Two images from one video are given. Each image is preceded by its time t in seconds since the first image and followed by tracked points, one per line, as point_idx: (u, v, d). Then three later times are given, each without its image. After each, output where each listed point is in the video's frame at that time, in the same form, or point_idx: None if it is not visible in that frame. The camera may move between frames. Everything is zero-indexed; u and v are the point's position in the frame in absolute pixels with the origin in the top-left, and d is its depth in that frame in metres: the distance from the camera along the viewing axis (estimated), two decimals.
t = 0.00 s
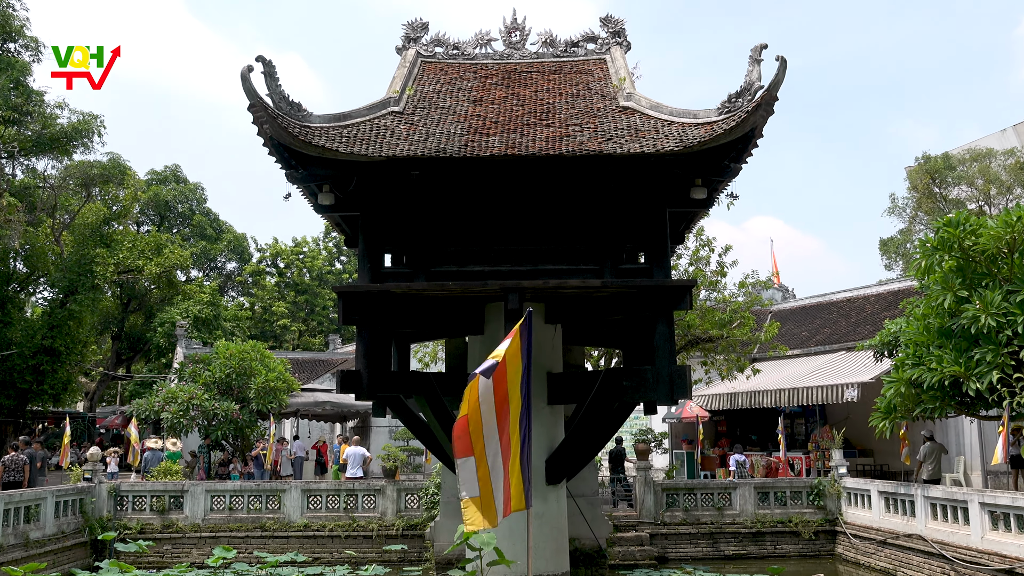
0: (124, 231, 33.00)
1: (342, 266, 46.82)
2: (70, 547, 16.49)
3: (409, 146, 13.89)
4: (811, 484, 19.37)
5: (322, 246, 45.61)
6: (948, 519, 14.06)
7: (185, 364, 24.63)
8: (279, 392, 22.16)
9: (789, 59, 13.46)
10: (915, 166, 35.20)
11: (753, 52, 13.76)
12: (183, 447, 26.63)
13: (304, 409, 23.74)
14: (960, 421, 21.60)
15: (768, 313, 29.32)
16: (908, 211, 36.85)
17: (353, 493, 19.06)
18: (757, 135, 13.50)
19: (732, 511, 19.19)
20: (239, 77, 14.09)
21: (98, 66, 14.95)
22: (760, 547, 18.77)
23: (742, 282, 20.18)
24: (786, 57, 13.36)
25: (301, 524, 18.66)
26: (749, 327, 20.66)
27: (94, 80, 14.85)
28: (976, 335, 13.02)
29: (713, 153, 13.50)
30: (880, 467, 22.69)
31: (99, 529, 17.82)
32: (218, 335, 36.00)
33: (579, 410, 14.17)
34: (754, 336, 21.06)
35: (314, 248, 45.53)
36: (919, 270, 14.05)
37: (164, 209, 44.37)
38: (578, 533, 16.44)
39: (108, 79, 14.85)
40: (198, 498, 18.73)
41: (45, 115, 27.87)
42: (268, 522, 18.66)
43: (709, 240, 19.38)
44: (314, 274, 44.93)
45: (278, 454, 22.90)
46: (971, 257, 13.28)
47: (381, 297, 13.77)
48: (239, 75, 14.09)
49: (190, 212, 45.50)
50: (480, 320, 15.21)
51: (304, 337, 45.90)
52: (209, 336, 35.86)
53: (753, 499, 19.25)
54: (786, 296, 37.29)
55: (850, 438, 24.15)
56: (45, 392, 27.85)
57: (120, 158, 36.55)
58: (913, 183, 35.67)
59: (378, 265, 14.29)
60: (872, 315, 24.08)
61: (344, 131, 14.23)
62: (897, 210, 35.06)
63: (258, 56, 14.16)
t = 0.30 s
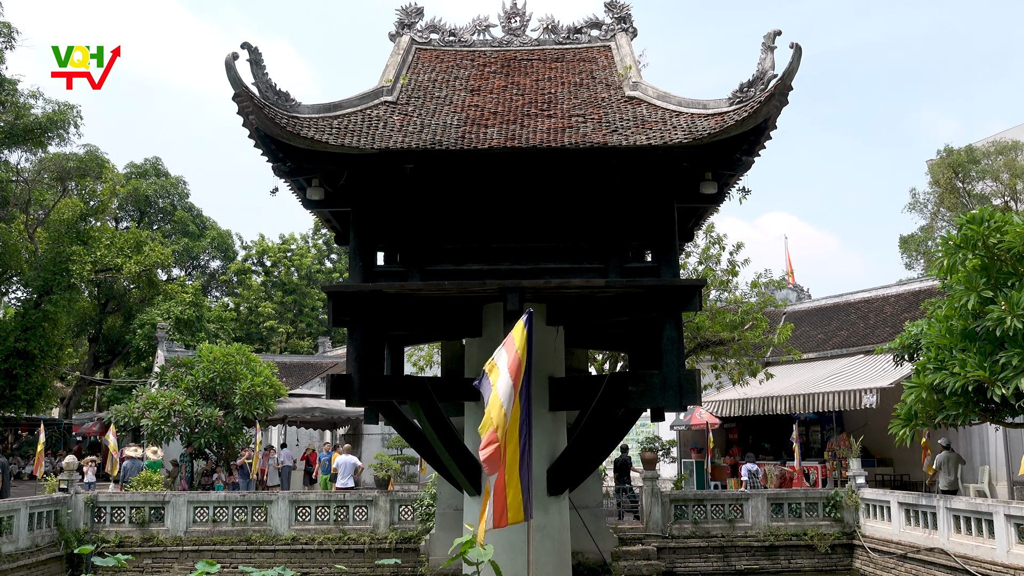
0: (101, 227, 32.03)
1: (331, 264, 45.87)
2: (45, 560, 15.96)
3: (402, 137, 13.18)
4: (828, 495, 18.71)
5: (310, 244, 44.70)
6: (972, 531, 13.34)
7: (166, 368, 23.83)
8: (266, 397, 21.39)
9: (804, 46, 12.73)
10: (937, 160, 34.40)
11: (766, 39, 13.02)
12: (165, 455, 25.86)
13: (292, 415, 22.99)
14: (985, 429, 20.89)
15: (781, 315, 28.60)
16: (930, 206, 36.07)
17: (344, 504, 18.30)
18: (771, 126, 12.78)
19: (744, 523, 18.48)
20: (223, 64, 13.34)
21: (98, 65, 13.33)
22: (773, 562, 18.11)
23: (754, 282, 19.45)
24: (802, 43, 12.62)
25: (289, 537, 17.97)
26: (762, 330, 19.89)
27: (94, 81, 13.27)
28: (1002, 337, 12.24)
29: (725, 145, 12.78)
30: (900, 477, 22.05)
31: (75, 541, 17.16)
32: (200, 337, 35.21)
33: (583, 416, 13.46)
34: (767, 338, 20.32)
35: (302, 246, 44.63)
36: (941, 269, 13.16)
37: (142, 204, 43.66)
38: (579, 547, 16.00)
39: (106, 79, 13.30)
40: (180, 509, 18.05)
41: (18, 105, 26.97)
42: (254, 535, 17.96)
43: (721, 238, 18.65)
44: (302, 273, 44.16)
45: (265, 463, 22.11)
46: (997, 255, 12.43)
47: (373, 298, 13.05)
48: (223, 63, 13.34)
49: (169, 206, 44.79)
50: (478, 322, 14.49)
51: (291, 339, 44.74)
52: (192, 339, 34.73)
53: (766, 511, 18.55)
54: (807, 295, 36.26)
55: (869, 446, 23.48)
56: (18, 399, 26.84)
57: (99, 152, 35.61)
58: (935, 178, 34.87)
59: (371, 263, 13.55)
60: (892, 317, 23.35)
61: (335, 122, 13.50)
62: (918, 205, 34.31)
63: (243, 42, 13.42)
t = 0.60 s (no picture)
0: (78, 225, 30.68)
1: (321, 264, 45.03)
2: None
3: (396, 129, 12.46)
4: (846, 508, 17.81)
5: (298, 242, 43.80)
6: (999, 546, 12.63)
7: (148, 373, 23.07)
8: (252, 405, 20.64)
9: (822, 31, 12.00)
10: (963, 154, 33.68)
11: (782, 25, 12.28)
12: (145, 465, 25.14)
13: (280, 424, 22.26)
14: (1012, 438, 20.14)
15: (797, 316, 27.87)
16: (955, 202, 35.30)
17: (334, 518, 17.62)
18: (787, 117, 12.06)
19: (758, 538, 17.67)
20: (207, 52, 12.62)
21: (99, 65, 12.49)
22: None
23: (767, 282, 18.73)
24: (820, 29, 11.89)
25: (276, 553, 17.28)
26: (777, 333, 19.13)
27: (95, 79, 12.49)
28: None
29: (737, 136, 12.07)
30: (922, 488, 21.30)
31: (50, 557, 16.55)
32: (182, 341, 33.69)
33: (587, 425, 12.76)
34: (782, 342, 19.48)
35: (289, 245, 43.74)
36: (966, 268, 12.38)
37: (122, 200, 42.61)
38: (583, 561, 15.35)
39: (106, 78, 12.47)
40: (161, 523, 17.29)
41: None
42: (239, 551, 17.25)
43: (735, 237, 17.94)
44: (290, 273, 43.34)
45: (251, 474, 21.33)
46: None
47: (364, 299, 12.37)
48: (207, 51, 12.62)
49: (149, 202, 43.70)
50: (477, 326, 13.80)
51: (280, 342, 44.06)
52: (174, 343, 33.80)
53: (781, 524, 17.72)
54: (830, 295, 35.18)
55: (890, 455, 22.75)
56: None
57: (78, 148, 34.74)
58: (960, 171, 34.15)
59: (364, 262, 12.86)
60: (914, 319, 22.61)
61: (325, 113, 12.79)
62: (944, 200, 33.61)
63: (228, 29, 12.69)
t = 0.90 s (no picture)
0: (56, 222, 30.18)
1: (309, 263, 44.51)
2: None
3: (390, 122, 11.90)
4: (862, 519, 17.30)
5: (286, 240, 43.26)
6: None
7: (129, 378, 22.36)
8: (238, 411, 20.00)
9: (837, 18, 11.41)
10: (985, 148, 33.09)
11: (795, 12, 11.69)
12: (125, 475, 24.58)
13: (268, 432, 21.60)
14: None
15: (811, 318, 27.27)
16: (976, 198, 34.67)
17: (325, 530, 17.05)
18: (800, 109, 11.48)
19: (770, 551, 17.13)
20: (192, 41, 12.02)
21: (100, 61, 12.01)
22: None
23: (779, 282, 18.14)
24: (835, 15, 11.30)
25: (263, 566, 16.71)
26: (791, 335, 18.47)
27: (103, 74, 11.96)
28: None
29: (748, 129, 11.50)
30: (942, 499, 20.78)
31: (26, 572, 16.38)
32: (165, 343, 33.75)
33: (591, 432, 12.19)
34: (794, 345, 18.77)
35: (278, 244, 43.17)
36: (988, 268, 11.76)
37: (102, 196, 40.62)
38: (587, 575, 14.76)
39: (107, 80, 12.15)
40: (143, 535, 16.78)
41: None
42: (225, 564, 16.69)
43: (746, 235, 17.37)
44: (279, 272, 42.82)
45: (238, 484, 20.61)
46: None
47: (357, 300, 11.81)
48: (192, 39, 12.02)
49: (131, 198, 41.66)
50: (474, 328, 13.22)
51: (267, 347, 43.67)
52: (155, 346, 33.26)
53: (794, 536, 17.17)
54: (843, 295, 34.40)
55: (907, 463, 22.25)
56: None
57: (53, 140, 34.17)
58: (981, 166, 33.62)
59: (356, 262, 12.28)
60: (934, 321, 22.05)
61: (316, 105, 12.21)
62: (964, 195, 32.99)
63: (214, 16, 12.10)
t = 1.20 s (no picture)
0: (30, 220, 29.68)
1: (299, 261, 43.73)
2: None
3: (384, 113, 11.32)
4: (881, 532, 16.67)
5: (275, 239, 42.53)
6: None
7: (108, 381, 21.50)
8: (222, 417, 19.20)
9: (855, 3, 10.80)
10: (1011, 141, 32.39)
11: None
12: (104, 484, 23.94)
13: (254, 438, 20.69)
14: None
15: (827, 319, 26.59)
16: (1001, 192, 33.98)
17: (315, 543, 16.48)
18: (815, 99, 10.89)
19: (785, 564, 16.54)
20: (174, 28, 11.40)
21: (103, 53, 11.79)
22: None
23: (793, 282, 17.50)
24: None
25: None
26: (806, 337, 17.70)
27: (104, 66, 11.94)
28: None
29: (762, 119, 10.93)
30: (965, 511, 20.32)
31: None
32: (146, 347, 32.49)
33: (595, 440, 11.58)
34: (811, 347, 18.03)
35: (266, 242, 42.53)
36: (1014, 266, 11.15)
37: (80, 190, 38.71)
38: None
39: (107, 75, 12.19)
40: (122, 549, 16.13)
41: None
42: None
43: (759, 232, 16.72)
44: (265, 272, 41.89)
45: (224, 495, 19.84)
46: None
47: (347, 300, 11.22)
48: (174, 26, 11.40)
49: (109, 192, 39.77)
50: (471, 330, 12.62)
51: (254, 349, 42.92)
52: (136, 349, 32.54)
53: (809, 549, 16.58)
54: (858, 296, 33.55)
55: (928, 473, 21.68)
56: None
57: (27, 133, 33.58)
58: (1007, 159, 32.90)
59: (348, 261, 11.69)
60: (958, 322, 21.47)
61: (305, 95, 11.62)
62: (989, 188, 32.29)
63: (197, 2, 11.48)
